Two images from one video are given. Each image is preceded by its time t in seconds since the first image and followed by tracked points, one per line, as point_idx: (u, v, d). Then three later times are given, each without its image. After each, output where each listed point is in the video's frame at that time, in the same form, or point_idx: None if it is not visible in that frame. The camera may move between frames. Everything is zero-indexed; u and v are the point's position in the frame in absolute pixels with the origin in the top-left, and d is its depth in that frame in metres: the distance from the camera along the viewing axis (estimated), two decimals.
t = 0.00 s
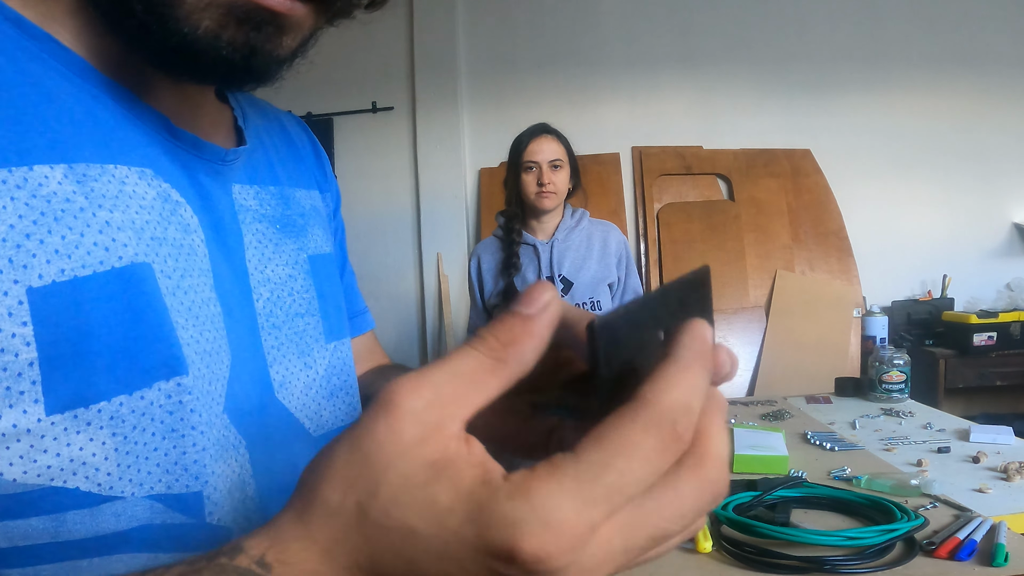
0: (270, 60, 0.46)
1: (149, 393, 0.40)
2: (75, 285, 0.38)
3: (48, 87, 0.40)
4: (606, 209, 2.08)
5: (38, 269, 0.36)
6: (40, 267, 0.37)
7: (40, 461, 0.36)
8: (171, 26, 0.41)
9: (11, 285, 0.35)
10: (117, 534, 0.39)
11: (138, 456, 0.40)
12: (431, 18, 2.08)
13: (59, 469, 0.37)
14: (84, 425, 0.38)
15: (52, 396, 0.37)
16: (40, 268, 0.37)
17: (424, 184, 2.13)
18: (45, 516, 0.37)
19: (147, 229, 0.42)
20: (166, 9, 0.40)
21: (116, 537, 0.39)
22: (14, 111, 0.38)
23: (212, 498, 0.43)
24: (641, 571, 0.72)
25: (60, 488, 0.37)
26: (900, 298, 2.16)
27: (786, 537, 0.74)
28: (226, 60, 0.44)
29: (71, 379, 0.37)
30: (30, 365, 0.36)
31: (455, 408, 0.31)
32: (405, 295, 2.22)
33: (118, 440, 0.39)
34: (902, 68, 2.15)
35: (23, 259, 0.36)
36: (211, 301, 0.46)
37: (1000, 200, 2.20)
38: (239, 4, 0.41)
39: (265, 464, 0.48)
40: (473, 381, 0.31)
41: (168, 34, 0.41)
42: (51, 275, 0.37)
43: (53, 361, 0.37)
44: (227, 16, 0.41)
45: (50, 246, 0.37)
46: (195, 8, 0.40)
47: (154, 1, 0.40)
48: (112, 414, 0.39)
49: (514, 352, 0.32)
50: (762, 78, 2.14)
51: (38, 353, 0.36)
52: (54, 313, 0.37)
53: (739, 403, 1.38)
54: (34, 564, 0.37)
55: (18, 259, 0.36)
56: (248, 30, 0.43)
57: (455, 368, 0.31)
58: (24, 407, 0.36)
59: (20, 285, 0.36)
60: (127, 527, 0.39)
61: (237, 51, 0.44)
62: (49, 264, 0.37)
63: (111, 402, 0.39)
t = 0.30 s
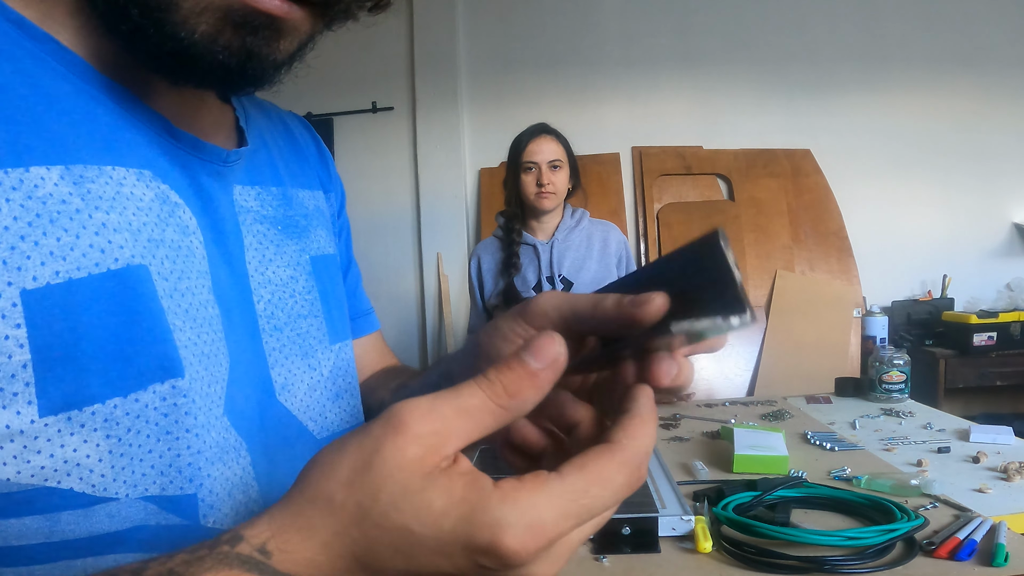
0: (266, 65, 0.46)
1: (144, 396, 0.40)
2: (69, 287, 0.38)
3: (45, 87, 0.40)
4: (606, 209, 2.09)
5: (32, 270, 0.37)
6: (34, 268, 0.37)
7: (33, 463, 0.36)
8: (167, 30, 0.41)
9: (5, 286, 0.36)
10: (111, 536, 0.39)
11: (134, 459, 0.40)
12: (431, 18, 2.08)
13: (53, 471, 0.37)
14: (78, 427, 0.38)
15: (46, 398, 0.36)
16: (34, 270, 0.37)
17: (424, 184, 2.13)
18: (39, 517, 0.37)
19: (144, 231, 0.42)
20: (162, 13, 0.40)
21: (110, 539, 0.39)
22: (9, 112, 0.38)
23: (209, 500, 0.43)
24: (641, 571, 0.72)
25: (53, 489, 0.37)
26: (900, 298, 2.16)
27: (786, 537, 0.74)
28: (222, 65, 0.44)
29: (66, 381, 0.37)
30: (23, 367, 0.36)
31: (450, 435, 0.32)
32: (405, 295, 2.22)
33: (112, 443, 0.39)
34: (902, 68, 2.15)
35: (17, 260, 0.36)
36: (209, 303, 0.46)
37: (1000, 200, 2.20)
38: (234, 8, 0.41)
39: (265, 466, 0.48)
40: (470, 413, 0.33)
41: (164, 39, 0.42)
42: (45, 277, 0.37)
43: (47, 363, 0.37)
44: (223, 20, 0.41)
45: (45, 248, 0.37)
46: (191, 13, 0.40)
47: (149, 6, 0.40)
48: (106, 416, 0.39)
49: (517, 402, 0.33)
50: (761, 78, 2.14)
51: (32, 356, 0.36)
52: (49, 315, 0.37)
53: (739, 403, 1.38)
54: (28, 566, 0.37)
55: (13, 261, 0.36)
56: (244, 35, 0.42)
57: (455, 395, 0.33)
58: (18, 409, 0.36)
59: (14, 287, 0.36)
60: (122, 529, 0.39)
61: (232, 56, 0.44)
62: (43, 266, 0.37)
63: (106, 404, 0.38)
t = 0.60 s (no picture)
0: (287, 64, 0.46)
1: (150, 391, 0.40)
2: (77, 281, 0.38)
3: (50, 82, 0.40)
4: (605, 209, 2.09)
5: (40, 263, 0.37)
6: (42, 261, 0.37)
7: (40, 458, 0.36)
8: (192, 35, 0.41)
9: (13, 279, 0.36)
10: (116, 533, 0.39)
11: (139, 454, 0.40)
12: (431, 18, 2.08)
13: (59, 466, 0.37)
14: (85, 422, 0.38)
15: (53, 392, 0.37)
16: (43, 263, 0.37)
17: (424, 184, 2.13)
18: (45, 514, 0.37)
19: (151, 226, 0.42)
20: (188, 18, 0.40)
21: (115, 535, 0.39)
22: (17, 107, 0.38)
23: (214, 497, 0.42)
24: (641, 571, 0.72)
25: (59, 485, 0.37)
26: (899, 298, 2.16)
27: (786, 537, 0.73)
28: (247, 67, 0.44)
29: (73, 374, 0.37)
30: (31, 360, 0.36)
31: (471, 419, 0.33)
32: (405, 295, 2.22)
33: (119, 438, 0.39)
34: (902, 68, 2.15)
35: (26, 253, 0.36)
36: (213, 299, 0.46)
37: (1000, 200, 2.20)
38: (261, 11, 0.41)
39: (271, 464, 0.47)
40: (504, 403, 0.34)
41: (190, 43, 0.42)
42: (53, 270, 0.37)
43: (54, 357, 0.37)
44: (249, 23, 0.41)
45: (53, 241, 0.37)
46: (217, 18, 0.40)
47: (175, 12, 0.40)
48: (113, 410, 0.39)
49: (552, 408, 0.35)
50: (761, 78, 2.14)
51: (40, 348, 0.36)
52: (57, 309, 0.37)
53: (739, 403, 1.38)
54: (33, 564, 0.37)
55: (21, 254, 0.36)
56: (269, 37, 0.43)
57: (487, 384, 0.34)
58: (24, 403, 0.36)
59: (22, 280, 0.36)
60: (126, 525, 0.39)
61: (258, 58, 0.44)
62: (52, 259, 0.37)
63: (112, 398, 0.39)
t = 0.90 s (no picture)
0: (296, 51, 0.48)
1: (161, 388, 0.40)
2: (88, 278, 0.38)
3: (56, 80, 0.40)
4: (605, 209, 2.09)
5: (51, 261, 0.36)
6: (54, 259, 0.37)
7: (52, 457, 0.36)
8: (200, 23, 0.42)
9: (26, 276, 0.35)
10: (127, 532, 0.38)
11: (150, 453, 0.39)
12: (431, 18, 2.08)
13: (72, 465, 0.36)
14: (97, 420, 0.37)
15: (66, 389, 0.37)
16: (54, 260, 0.37)
17: (424, 183, 2.13)
18: (56, 514, 0.36)
19: (160, 223, 0.43)
20: (195, 7, 0.41)
21: (126, 535, 0.38)
22: (27, 106, 0.38)
23: (223, 495, 0.42)
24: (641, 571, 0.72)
25: (71, 484, 0.36)
26: (900, 298, 2.16)
27: (786, 537, 0.73)
28: (258, 54, 0.46)
29: (85, 371, 0.37)
30: (42, 358, 0.36)
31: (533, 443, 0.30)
32: (405, 295, 2.22)
33: (130, 436, 0.38)
34: (902, 69, 2.15)
35: (37, 251, 0.36)
36: (223, 295, 0.46)
37: (1000, 200, 2.20)
38: None
39: (280, 462, 0.47)
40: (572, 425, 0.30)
41: (199, 31, 0.42)
42: (65, 267, 0.37)
43: (66, 354, 0.37)
44: (258, 10, 0.43)
45: (65, 238, 0.37)
46: (227, 5, 0.42)
47: (183, 0, 0.40)
48: (125, 408, 0.38)
49: (624, 421, 0.32)
50: (761, 78, 2.14)
51: (52, 346, 0.36)
52: (69, 307, 0.37)
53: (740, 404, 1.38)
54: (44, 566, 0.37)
55: (33, 251, 0.36)
56: (278, 23, 0.44)
57: (560, 401, 0.30)
58: (37, 401, 0.36)
59: (35, 277, 0.36)
60: (139, 524, 0.39)
61: (269, 44, 0.45)
62: (63, 256, 0.37)
63: (124, 396, 0.38)
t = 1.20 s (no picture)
0: (284, 55, 0.47)
1: (171, 386, 0.40)
2: (99, 275, 0.37)
3: (63, 78, 0.40)
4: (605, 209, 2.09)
5: (63, 258, 0.36)
6: (66, 255, 0.36)
7: (62, 456, 0.35)
8: (185, 25, 0.41)
9: (38, 273, 0.35)
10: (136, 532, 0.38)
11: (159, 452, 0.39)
12: (431, 18, 2.09)
13: (82, 465, 0.36)
14: (107, 419, 0.37)
15: (76, 388, 0.36)
16: (66, 257, 0.36)
17: (424, 183, 2.13)
18: (66, 514, 0.36)
19: (166, 222, 0.43)
20: (179, 7, 0.40)
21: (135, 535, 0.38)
22: (35, 102, 0.38)
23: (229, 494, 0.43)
24: (641, 571, 0.72)
25: (80, 484, 0.36)
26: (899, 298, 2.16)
27: (786, 537, 0.73)
28: (243, 57, 0.45)
29: (95, 368, 0.37)
30: (54, 355, 0.35)
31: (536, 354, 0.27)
32: (405, 295, 2.22)
33: (140, 435, 0.38)
34: (902, 69, 2.15)
35: (49, 246, 0.36)
36: (227, 295, 0.46)
37: (1000, 200, 2.20)
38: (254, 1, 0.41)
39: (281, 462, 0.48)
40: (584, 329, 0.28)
41: (182, 32, 0.42)
42: (77, 264, 0.37)
43: (78, 351, 0.36)
44: (242, 13, 0.42)
45: (76, 235, 0.37)
46: (209, 6, 0.41)
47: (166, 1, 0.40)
48: (134, 406, 0.38)
49: (642, 319, 0.29)
50: (761, 78, 2.14)
51: (63, 343, 0.35)
52: (80, 304, 0.36)
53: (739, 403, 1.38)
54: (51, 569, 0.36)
55: (44, 247, 0.36)
56: (265, 27, 0.43)
57: (567, 308, 0.27)
58: (48, 399, 0.35)
59: (47, 273, 0.35)
60: (146, 524, 0.39)
61: (253, 48, 0.44)
62: (74, 253, 0.37)
63: (134, 394, 0.38)
